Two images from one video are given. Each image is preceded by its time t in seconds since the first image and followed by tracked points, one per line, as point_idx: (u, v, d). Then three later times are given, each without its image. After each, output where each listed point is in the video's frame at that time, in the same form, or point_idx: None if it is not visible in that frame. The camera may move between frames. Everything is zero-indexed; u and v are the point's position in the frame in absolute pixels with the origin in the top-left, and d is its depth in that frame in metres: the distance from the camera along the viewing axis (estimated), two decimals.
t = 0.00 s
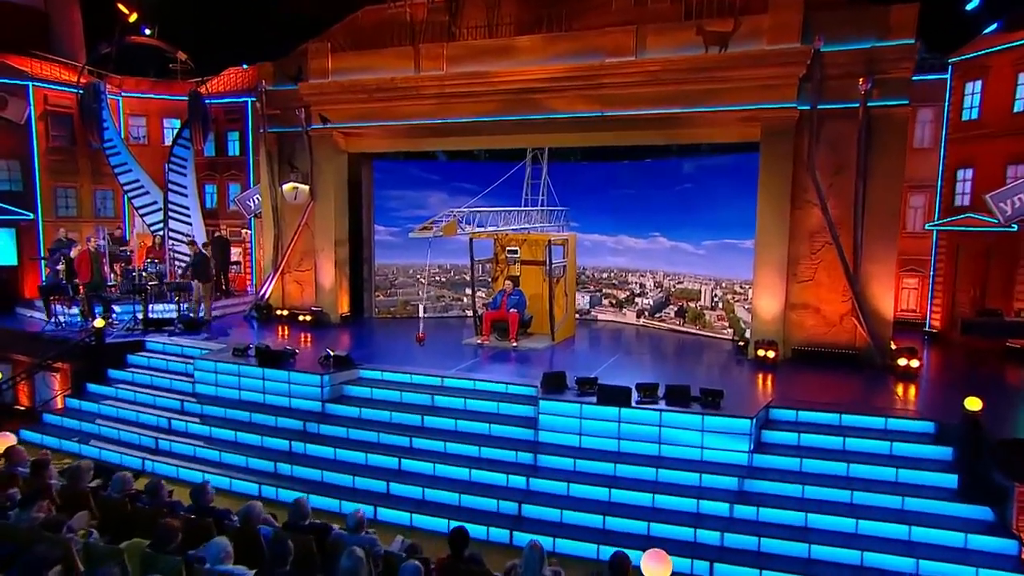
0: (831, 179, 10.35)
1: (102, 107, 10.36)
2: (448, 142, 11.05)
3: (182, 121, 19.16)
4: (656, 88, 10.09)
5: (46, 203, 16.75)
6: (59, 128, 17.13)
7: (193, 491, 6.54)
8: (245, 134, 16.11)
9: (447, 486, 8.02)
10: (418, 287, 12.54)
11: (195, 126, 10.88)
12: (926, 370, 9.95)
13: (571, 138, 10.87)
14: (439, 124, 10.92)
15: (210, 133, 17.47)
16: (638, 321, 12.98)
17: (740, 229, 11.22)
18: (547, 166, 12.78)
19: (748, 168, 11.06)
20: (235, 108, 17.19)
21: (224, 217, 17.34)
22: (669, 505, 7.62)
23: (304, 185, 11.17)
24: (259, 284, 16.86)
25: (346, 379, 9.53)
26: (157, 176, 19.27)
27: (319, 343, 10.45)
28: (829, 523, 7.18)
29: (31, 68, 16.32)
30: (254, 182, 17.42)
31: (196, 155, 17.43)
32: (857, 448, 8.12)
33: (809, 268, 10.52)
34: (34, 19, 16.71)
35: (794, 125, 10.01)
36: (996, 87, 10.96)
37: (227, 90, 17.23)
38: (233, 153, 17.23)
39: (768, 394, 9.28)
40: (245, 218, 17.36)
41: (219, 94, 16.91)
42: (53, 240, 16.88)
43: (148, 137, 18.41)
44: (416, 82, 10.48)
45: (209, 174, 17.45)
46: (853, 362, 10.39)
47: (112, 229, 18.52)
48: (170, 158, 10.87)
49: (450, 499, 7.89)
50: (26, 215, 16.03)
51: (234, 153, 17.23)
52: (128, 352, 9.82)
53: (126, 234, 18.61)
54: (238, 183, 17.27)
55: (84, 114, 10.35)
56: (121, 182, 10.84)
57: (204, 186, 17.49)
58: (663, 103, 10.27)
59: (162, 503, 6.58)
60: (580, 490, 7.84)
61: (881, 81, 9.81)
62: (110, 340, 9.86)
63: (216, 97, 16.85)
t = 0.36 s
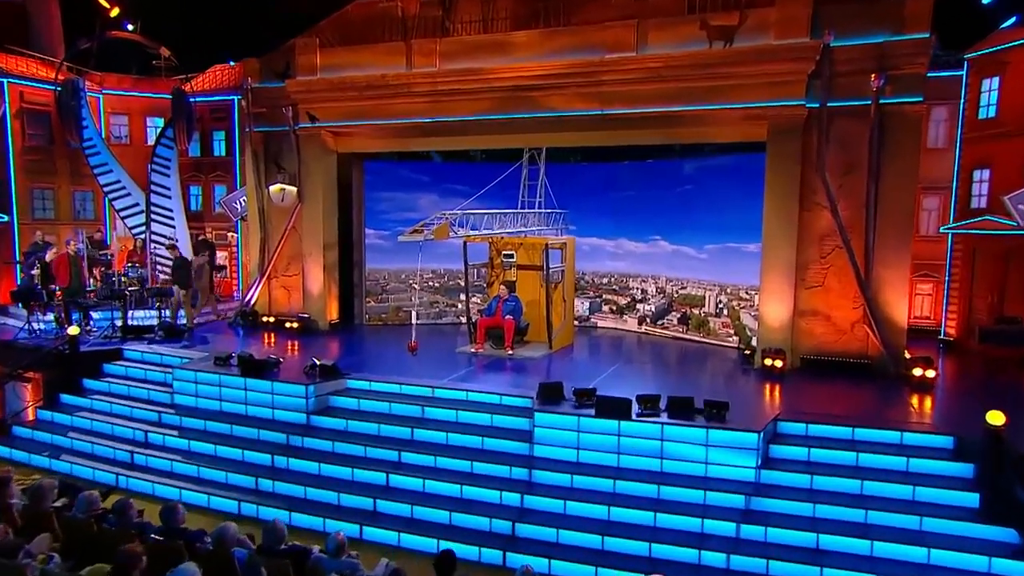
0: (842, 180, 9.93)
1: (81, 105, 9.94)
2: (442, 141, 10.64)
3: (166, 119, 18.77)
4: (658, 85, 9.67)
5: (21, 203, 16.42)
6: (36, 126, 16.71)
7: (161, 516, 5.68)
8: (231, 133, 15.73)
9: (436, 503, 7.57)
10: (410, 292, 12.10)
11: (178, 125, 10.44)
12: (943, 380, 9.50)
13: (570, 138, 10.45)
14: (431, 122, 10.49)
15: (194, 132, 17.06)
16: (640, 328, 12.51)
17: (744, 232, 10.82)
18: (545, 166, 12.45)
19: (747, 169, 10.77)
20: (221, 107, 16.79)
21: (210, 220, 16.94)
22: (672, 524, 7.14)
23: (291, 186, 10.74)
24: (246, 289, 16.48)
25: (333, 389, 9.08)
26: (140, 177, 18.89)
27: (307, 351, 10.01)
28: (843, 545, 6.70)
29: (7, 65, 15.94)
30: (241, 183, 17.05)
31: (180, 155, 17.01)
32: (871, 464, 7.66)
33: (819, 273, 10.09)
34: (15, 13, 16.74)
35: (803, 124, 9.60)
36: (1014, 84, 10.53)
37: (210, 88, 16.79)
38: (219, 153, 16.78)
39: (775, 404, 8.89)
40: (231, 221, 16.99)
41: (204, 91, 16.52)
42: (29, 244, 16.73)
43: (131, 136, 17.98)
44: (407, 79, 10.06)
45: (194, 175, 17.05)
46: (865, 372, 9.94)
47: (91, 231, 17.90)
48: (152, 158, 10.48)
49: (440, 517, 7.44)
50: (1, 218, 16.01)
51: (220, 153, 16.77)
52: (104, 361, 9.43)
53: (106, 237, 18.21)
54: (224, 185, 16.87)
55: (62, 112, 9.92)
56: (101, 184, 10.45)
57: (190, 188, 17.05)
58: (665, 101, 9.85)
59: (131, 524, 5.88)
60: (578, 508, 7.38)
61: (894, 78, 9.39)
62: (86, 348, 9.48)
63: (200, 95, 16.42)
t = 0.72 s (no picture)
0: (852, 181, 9.55)
1: (59, 103, 9.59)
2: (436, 141, 10.26)
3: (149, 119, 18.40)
4: (659, 82, 9.26)
5: None
6: (12, 126, 16.39)
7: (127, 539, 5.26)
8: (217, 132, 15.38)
9: (425, 522, 7.13)
10: (402, 298, 11.68)
11: (161, 125, 10.08)
12: (960, 392, 9.07)
13: (567, 138, 10.05)
14: (423, 122, 10.10)
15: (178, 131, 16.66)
16: (642, 335, 12.08)
17: (747, 236, 10.43)
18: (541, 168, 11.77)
19: (755, 168, 10.27)
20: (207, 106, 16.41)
21: (195, 223, 16.62)
22: (674, 545, 6.68)
23: (278, 188, 10.34)
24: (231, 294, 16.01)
25: (318, 401, 8.66)
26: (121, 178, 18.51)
27: (293, 360, 9.61)
28: (858, 568, 6.24)
29: None
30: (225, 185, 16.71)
31: (163, 155, 16.66)
32: (886, 482, 7.22)
33: (828, 279, 9.72)
34: None
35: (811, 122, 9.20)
36: None
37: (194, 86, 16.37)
38: (203, 153, 16.49)
39: (782, 415, 8.49)
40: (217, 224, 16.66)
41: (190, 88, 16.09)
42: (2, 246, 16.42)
43: (112, 136, 17.66)
44: (398, 76, 9.67)
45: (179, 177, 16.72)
46: (877, 382, 9.52)
47: (70, 235, 17.48)
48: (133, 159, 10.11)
49: (428, 536, 7.00)
50: None
51: (204, 153, 16.50)
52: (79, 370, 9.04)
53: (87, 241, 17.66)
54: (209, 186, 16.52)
55: (39, 110, 9.58)
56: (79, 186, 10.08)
57: (174, 190, 16.71)
58: (666, 99, 9.44)
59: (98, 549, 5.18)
60: (574, 527, 6.93)
61: (906, 74, 8.99)
62: (59, 356, 9.11)
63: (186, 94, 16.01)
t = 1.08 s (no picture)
0: (863, 182, 9.17)
1: (35, 99, 9.26)
2: (428, 139, 9.89)
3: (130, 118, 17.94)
4: (660, 78, 8.87)
5: None
6: None
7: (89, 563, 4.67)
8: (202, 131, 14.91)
9: (412, 540, 6.71)
10: (393, 303, 11.30)
11: (143, 124, 9.72)
12: (977, 403, 8.66)
13: (564, 137, 9.63)
14: (415, 120, 9.72)
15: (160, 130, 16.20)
16: (643, 343, 11.68)
17: (752, 239, 10.04)
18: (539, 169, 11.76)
19: (762, 168, 9.88)
20: (190, 104, 16.05)
21: (178, 225, 16.18)
22: (676, 566, 6.25)
23: (265, 189, 9.96)
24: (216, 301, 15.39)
25: (302, 412, 8.25)
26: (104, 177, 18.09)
27: (279, 368, 9.22)
28: None
29: None
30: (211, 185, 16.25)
31: (146, 155, 16.23)
32: (901, 500, 6.79)
33: (837, 285, 9.34)
34: None
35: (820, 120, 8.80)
36: None
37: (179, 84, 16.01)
38: (188, 153, 16.06)
39: (789, 428, 8.08)
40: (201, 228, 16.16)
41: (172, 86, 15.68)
42: None
43: (92, 134, 17.20)
44: (389, 72, 9.27)
45: (162, 177, 16.27)
46: (888, 392, 9.10)
47: (45, 238, 17.08)
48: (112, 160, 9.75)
49: (415, 556, 6.58)
50: None
51: (189, 153, 16.05)
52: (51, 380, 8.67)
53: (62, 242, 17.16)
54: (193, 188, 16.09)
55: (14, 108, 9.25)
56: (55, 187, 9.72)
57: (157, 191, 16.28)
58: (667, 96, 9.06)
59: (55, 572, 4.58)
60: (570, 547, 6.50)
61: (920, 69, 8.60)
62: (31, 365, 8.75)
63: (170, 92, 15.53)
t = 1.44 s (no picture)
0: (873, 180, 8.80)
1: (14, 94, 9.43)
2: (420, 136, 9.52)
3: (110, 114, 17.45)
4: (660, 71, 8.51)
5: None
6: None
7: None
8: (186, 125, 14.48)
9: (398, 557, 6.33)
10: (384, 307, 10.96)
11: (123, 119, 9.35)
12: (994, 412, 8.27)
13: (562, 134, 9.35)
14: (407, 116, 9.35)
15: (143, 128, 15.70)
16: (644, 348, 11.26)
17: (756, 239, 9.67)
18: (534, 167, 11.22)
19: (763, 166, 9.63)
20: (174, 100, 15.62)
21: (162, 224, 15.60)
22: None
23: (250, 187, 9.59)
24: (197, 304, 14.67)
25: (285, 421, 7.87)
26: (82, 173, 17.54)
27: (264, 375, 8.87)
28: None
29: None
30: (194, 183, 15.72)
31: (127, 152, 15.70)
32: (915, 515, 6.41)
33: (846, 287, 8.97)
34: None
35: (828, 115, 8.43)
36: None
37: (161, 78, 15.45)
38: (171, 150, 15.63)
39: (796, 438, 7.69)
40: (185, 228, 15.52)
41: (155, 82, 15.12)
42: None
43: (71, 130, 16.68)
44: (379, 66, 8.89)
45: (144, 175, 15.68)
46: (899, 399, 8.72)
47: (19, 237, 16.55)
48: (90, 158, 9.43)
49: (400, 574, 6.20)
50: None
51: (173, 150, 15.62)
52: (24, 387, 8.35)
53: (39, 243, 16.55)
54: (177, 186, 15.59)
55: None
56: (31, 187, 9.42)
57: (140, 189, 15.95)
58: (668, 90, 8.68)
59: None
60: (565, 565, 6.11)
61: (935, 61, 8.20)
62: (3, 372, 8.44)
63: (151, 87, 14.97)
